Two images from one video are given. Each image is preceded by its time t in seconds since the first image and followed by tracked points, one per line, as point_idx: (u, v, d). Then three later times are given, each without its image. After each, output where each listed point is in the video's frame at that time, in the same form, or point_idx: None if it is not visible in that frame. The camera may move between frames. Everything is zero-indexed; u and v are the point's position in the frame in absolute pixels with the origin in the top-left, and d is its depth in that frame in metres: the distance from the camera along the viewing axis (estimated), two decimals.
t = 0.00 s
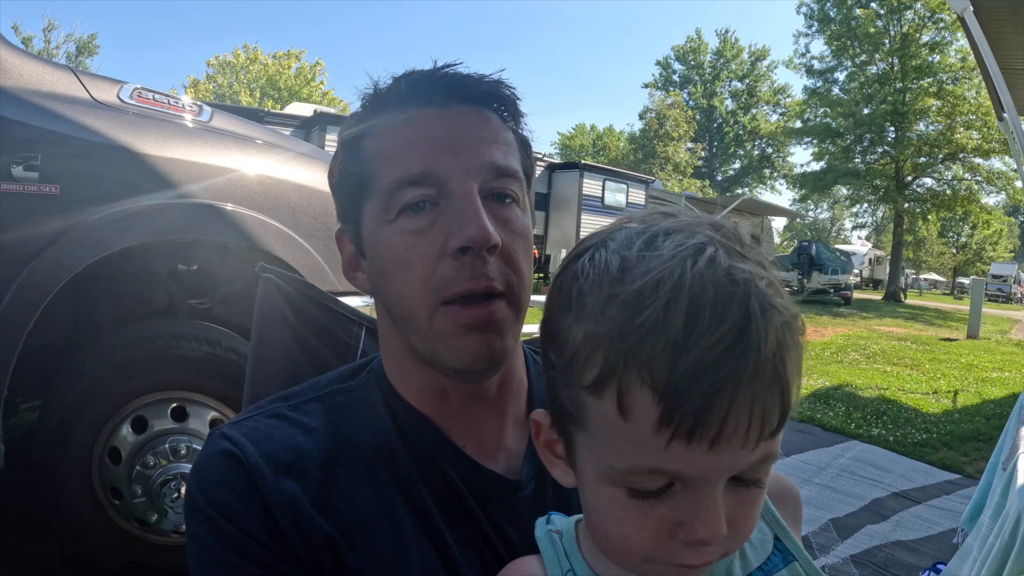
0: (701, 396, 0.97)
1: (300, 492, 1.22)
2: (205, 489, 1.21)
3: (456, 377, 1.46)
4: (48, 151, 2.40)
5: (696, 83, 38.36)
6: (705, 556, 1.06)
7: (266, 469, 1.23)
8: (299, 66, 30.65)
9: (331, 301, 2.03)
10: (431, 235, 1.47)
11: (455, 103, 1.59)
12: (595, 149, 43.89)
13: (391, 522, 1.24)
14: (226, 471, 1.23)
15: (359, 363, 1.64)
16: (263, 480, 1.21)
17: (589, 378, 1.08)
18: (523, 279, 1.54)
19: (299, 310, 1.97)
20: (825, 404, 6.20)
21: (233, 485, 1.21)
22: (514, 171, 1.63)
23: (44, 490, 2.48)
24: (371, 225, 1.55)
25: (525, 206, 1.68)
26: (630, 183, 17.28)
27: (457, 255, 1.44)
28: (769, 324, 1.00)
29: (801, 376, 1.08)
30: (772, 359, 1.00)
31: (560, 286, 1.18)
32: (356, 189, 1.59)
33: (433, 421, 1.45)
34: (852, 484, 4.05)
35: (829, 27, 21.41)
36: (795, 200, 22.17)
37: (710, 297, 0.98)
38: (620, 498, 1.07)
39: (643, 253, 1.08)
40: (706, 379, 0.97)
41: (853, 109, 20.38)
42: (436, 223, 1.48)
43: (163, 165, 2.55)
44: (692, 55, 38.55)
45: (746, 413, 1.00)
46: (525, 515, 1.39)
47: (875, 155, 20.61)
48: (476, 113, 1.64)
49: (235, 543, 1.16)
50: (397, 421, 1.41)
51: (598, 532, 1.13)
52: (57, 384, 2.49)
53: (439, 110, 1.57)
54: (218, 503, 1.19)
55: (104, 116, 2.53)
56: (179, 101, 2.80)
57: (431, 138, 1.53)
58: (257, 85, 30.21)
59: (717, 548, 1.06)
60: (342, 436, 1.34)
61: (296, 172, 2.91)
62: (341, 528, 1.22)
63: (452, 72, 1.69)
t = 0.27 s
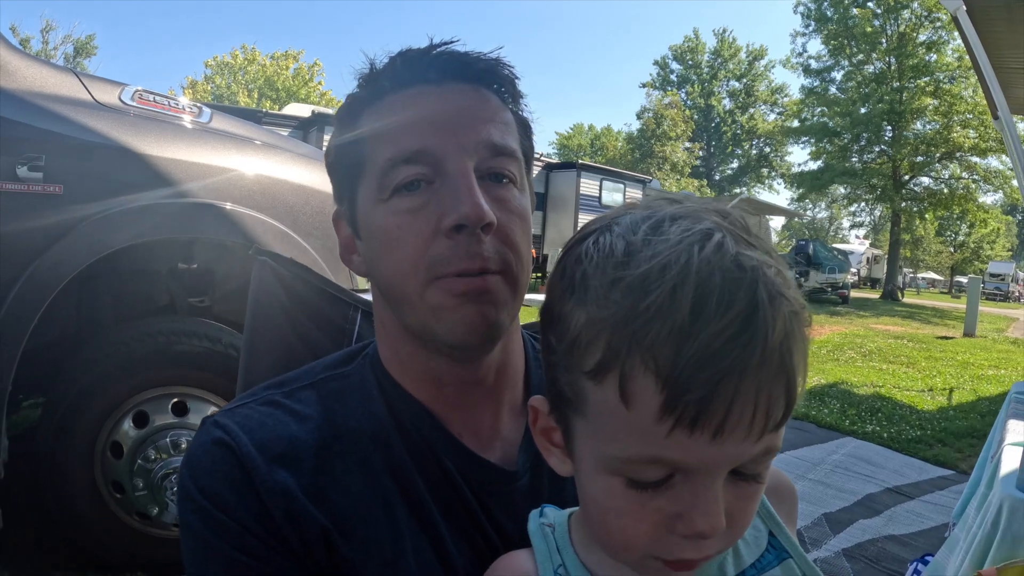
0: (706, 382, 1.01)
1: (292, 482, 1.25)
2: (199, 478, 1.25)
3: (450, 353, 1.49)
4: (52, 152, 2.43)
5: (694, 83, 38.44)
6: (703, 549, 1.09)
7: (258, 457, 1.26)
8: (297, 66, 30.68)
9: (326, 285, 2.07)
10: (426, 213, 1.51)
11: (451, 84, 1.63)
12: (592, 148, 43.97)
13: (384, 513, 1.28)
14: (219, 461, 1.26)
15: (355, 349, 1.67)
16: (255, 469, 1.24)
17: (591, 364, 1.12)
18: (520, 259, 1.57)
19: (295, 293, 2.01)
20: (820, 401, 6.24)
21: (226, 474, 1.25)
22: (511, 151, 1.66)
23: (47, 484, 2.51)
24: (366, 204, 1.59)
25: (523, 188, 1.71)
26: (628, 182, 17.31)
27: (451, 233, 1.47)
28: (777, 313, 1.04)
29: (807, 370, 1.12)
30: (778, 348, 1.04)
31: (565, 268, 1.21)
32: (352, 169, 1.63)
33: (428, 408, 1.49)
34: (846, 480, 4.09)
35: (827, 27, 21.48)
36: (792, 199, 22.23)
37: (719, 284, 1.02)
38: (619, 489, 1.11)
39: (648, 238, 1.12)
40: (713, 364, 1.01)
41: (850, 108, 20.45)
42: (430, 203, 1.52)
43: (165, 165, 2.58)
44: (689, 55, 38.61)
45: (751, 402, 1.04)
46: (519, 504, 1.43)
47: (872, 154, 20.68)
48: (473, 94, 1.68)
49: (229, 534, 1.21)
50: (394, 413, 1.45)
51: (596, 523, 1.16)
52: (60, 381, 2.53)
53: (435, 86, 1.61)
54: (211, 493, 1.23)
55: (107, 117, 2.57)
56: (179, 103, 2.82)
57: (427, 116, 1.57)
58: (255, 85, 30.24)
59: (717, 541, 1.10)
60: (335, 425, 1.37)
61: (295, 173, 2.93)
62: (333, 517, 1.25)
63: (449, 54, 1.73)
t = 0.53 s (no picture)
0: (718, 395, 1.01)
1: (282, 481, 1.26)
2: (189, 477, 1.26)
3: (441, 342, 1.48)
4: (47, 152, 2.43)
5: (692, 82, 38.46)
6: (696, 560, 1.11)
7: (248, 457, 1.27)
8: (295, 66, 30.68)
9: (320, 283, 2.06)
10: (417, 202, 1.51)
11: (444, 75, 1.64)
12: (591, 148, 43.99)
13: (373, 511, 1.28)
14: (209, 461, 1.27)
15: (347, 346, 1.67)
16: (244, 469, 1.25)
17: (597, 365, 1.11)
18: (513, 252, 1.56)
19: (288, 290, 2.01)
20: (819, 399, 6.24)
21: (216, 474, 1.26)
22: (503, 143, 1.66)
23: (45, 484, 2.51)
24: (358, 195, 1.60)
25: (517, 182, 1.71)
26: (626, 182, 17.32)
27: (441, 221, 1.47)
28: (795, 327, 1.04)
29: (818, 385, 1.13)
30: (793, 362, 1.04)
31: (577, 261, 1.20)
32: (345, 161, 1.64)
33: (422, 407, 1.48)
34: (845, 478, 4.09)
35: (825, 25, 21.49)
36: (791, 198, 22.24)
37: (739, 293, 1.02)
38: (616, 495, 1.11)
39: (665, 236, 1.11)
40: (727, 377, 1.01)
41: (848, 106, 20.47)
42: (421, 193, 1.53)
43: (161, 165, 2.58)
44: (688, 54, 38.63)
45: (763, 417, 1.04)
46: (511, 501, 1.42)
47: (871, 152, 20.69)
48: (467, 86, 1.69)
49: (219, 535, 1.23)
50: (385, 409, 1.44)
51: (589, 527, 1.17)
52: (57, 381, 2.53)
53: (429, 79, 1.62)
54: (201, 493, 1.24)
55: (103, 117, 2.57)
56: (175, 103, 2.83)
57: (419, 107, 1.58)
58: (253, 85, 30.24)
59: (711, 554, 1.12)
60: (326, 422, 1.37)
61: (292, 172, 2.93)
62: (323, 516, 1.26)
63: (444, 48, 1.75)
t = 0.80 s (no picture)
0: (706, 405, 0.99)
1: (283, 483, 1.23)
2: (189, 482, 1.24)
3: (439, 342, 1.46)
4: (41, 152, 2.40)
5: (690, 81, 38.47)
6: (684, 563, 1.09)
7: (248, 460, 1.24)
8: (293, 67, 30.65)
9: (318, 292, 2.04)
10: (414, 204, 1.49)
11: (440, 84, 1.65)
12: (589, 148, 43.98)
13: (373, 513, 1.26)
14: (209, 464, 1.24)
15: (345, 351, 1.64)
16: (244, 472, 1.22)
17: (586, 373, 1.09)
18: (506, 253, 1.54)
19: (285, 300, 1.98)
20: (820, 399, 6.22)
21: (215, 478, 1.23)
22: (496, 152, 1.66)
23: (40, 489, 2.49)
24: (355, 201, 1.57)
25: (509, 189, 1.70)
26: (625, 181, 17.30)
27: (438, 221, 1.46)
28: (782, 336, 1.02)
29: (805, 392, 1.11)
30: (780, 371, 1.02)
31: (566, 268, 1.17)
32: (343, 168, 1.62)
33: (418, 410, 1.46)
34: (847, 478, 4.07)
35: (823, 24, 21.48)
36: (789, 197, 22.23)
37: (730, 303, 1.00)
38: (605, 501, 1.09)
39: (654, 244, 1.08)
40: (715, 386, 0.99)
41: (847, 105, 20.46)
42: (419, 195, 1.51)
43: (156, 165, 2.55)
44: (686, 53, 38.60)
45: (750, 426, 1.02)
46: (508, 506, 1.40)
47: (869, 151, 20.69)
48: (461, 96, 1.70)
49: (219, 537, 1.20)
50: (382, 411, 1.42)
51: (577, 531, 1.15)
52: (53, 385, 2.50)
53: (427, 85, 1.62)
54: (201, 497, 1.22)
55: (98, 116, 2.54)
56: (171, 102, 2.80)
57: (416, 113, 1.57)
58: (252, 86, 30.21)
59: (699, 557, 1.09)
60: (325, 425, 1.34)
61: (289, 172, 2.91)
62: (323, 519, 1.23)
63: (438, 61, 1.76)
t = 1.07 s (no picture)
0: (697, 424, 0.94)
1: (275, 500, 1.19)
2: (179, 500, 1.18)
3: (429, 356, 1.41)
4: (30, 153, 2.35)
5: (689, 81, 38.43)
6: None
7: (240, 478, 1.19)
8: (291, 67, 30.59)
9: (310, 313, 1.99)
10: (404, 220, 1.45)
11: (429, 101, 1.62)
12: (588, 148, 43.96)
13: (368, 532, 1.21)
14: (200, 480, 1.20)
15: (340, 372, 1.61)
16: (237, 489, 1.18)
17: (575, 394, 1.04)
18: (495, 267, 1.49)
19: (277, 320, 1.94)
20: (822, 400, 6.17)
21: (206, 495, 1.18)
22: (485, 168, 1.62)
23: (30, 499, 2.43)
24: (346, 220, 1.53)
25: (498, 204, 1.65)
26: (625, 181, 17.25)
27: (426, 235, 1.41)
28: (773, 351, 0.97)
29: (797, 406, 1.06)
30: (772, 386, 0.97)
31: (553, 285, 1.12)
32: (336, 189, 1.58)
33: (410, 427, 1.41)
34: (851, 482, 4.02)
35: (822, 23, 21.44)
36: (789, 197, 22.19)
37: (720, 318, 0.95)
38: (598, 520, 1.04)
39: (641, 261, 1.03)
40: (706, 403, 0.94)
41: (846, 105, 20.43)
42: (408, 212, 1.47)
43: (148, 167, 2.50)
44: (685, 52, 38.54)
45: (742, 444, 0.97)
46: (505, 523, 1.36)
47: (869, 150, 20.65)
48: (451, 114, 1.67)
49: (209, 555, 1.14)
50: (374, 428, 1.37)
51: (572, 550, 1.11)
52: (42, 392, 2.44)
53: (418, 103, 1.60)
54: (191, 514, 1.17)
55: (88, 117, 2.49)
56: (164, 102, 2.75)
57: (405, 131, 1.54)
58: (250, 86, 30.13)
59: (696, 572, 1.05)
60: (318, 441, 1.30)
61: (284, 173, 2.86)
62: (316, 537, 1.18)
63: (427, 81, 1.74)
